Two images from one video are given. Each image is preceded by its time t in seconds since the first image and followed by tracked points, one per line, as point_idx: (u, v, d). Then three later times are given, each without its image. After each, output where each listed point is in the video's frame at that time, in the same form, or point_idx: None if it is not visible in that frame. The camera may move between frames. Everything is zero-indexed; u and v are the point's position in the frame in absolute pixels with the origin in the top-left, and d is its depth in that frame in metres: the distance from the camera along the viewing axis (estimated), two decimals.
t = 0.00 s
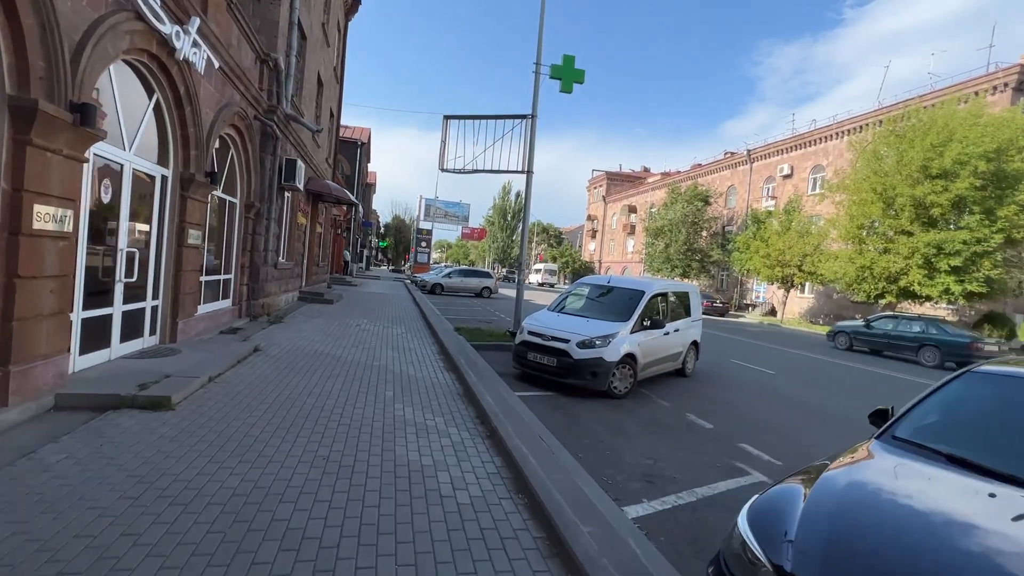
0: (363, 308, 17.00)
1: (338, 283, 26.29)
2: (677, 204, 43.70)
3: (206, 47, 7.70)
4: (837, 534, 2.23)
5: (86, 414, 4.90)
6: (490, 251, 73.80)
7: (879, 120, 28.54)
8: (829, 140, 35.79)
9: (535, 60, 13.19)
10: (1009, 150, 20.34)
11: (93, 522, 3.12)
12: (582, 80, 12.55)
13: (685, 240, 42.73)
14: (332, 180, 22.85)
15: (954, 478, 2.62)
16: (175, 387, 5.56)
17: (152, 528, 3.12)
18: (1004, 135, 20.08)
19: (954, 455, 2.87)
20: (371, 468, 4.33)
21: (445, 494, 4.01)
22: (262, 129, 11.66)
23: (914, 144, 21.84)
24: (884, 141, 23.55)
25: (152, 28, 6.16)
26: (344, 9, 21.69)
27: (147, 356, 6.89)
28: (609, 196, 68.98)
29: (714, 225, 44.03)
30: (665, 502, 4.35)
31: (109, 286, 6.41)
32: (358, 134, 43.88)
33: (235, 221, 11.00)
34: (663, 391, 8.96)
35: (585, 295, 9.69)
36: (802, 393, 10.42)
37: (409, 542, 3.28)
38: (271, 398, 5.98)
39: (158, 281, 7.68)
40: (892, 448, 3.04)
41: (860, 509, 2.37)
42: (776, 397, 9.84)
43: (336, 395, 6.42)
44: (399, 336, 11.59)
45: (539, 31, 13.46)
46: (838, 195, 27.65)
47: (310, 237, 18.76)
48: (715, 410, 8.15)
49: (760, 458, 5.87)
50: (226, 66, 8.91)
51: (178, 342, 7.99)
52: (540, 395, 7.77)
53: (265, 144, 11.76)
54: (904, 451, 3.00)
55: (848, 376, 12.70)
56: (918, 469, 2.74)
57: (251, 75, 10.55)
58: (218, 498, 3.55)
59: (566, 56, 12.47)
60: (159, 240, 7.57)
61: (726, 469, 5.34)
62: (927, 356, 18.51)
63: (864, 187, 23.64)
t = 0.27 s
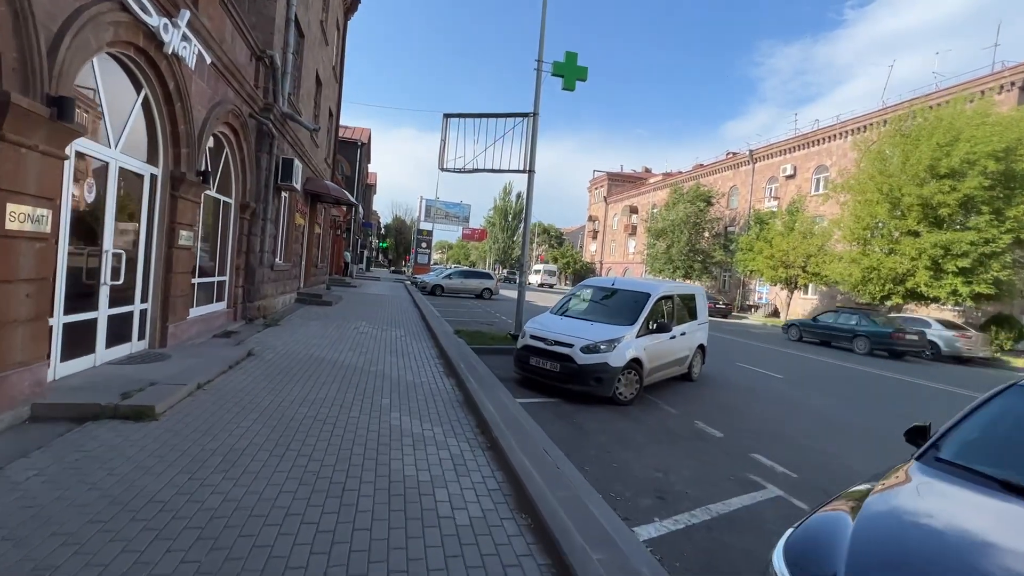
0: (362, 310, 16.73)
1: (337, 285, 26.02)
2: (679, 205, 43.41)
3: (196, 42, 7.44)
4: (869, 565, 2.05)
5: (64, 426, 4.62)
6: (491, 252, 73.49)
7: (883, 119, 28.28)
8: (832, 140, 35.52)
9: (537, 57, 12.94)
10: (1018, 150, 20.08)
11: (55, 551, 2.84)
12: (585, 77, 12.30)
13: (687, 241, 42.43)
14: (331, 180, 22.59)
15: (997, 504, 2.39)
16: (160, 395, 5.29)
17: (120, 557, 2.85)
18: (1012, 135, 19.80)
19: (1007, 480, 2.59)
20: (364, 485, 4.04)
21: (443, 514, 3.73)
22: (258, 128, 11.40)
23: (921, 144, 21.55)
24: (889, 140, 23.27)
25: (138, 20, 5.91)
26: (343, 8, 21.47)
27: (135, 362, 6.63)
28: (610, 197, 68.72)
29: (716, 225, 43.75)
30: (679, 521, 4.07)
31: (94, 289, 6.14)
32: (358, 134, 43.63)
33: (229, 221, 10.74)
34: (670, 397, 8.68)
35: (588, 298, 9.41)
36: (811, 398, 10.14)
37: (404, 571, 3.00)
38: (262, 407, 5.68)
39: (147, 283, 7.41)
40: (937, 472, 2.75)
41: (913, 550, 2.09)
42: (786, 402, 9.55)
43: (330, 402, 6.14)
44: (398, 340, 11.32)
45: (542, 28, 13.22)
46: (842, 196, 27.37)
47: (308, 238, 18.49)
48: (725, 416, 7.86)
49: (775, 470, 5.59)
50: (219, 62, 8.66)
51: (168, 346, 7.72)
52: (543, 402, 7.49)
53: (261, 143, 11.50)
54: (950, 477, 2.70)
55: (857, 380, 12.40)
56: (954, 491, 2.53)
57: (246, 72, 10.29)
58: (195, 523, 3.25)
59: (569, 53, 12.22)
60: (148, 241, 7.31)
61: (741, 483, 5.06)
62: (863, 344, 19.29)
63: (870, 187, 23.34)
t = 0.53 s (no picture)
0: (362, 313, 16.38)
1: (337, 287, 25.65)
2: (682, 206, 43.03)
3: (187, 31, 7.11)
4: None
5: (35, 439, 4.26)
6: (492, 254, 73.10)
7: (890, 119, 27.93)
8: (837, 140, 35.17)
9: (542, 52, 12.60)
10: None
11: None
12: (591, 73, 11.96)
13: (690, 243, 42.03)
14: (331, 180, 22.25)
15: None
16: (141, 405, 4.93)
17: None
18: None
19: None
20: (360, 507, 3.66)
21: (446, 541, 3.36)
22: (254, 125, 11.07)
23: (931, 143, 21.17)
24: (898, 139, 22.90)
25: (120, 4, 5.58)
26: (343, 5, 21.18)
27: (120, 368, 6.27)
28: (611, 198, 68.36)
29: (719, 227, 43.36)
30: (707, 547, 3.70)
31: (75, 292, 5.80)
32: (358, 135, 43.31)
33: (224, 220, 10.39)
34: (682, 403, 8.32)
35: (596, 300, 9.04)
36: (828, 404, 9.77)
37: None
38: (252, 418, 5.29)
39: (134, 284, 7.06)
40: (1021, 505, 2.37)
41: None
42: (802, 408, 9.18)
43: (325, 411, 5.76)
44: (398, 343, 10.96)
45: (546, 23, 12.89)
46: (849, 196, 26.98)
47: (307, 238, 18.14)
48: (741, 424, 7.49)
49: (802, 484, 5.23)
50: (213, 55, 8.32)
51: (157, 351, 7.37)
52: (551, 409, 7.12)
53: (258, 140, 11.16)
54: None
55: (871, 384, 12.03)
56: None
57: (242, 67, 9.97)
58: (167, 555, 2.89)
59: (574, 48, 11.88)
60: (137, 240, 6.97)
61: (768, 500, 4.70)
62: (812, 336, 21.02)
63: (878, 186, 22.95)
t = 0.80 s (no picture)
0: (363, 315, 16.11)
1: (337, 289, 25.36)
2: (686, 207, 42.69)
3: (181, 24, 6.86)
4: None
5: (10, 455, 3.99)
6: (494, 255, 72.76)
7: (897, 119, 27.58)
8: (843, 141, 34.81)
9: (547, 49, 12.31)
10: None
11: None
12: (597, 71, 11.68)
13: (694, 244, 41.67)
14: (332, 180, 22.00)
15: None
16: (126, 418, 4.65)
17: None
18: None
19: None
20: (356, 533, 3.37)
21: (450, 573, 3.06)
22: (253, 124, 10.81)
23: (941, 143, 20.84)
24: (907, 139, 22.55)
25: None
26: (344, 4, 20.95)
27: (108, 375, 6.01)
28: (614, 199, 68.01)
29: (723, 228, 43.03)
30: None
31: (60, 296, 5.54)
32: (360, 136, 43.07)
33: (221, 221, 10.13)
34: (694, 410, 8.02)
35: (604, 304, 8.74)
36: (843, 410, 9.46)
37: None
38: (244, 431, 5.00)
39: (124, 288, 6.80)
40: None
41: None
42: (817, 415, 8.86)
43: (322, 422, 5.47)
44: (399, 347, 10.68)
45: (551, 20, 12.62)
46: (856, 197, 26.64)
47: (307, 240, 17.88)
48: (756, 433, 7.20)
49: (826, 501, 4.93)
50: (209, 51, 8.06)
51: (149, 356, 7.10)
52: (559, 418, 6.82)
53: (256, 139, 10.91)
54: None
55: (885, 389, 11.72)
56: None
57: (240, 64, 9.71)
58: None
59: (580, 45, 11.59)
60: (128, 242, 6.72)
61: (794, 521, 4.42)
62: (757, 328, 25.97)
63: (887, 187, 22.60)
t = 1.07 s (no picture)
0: (362, 319, 15.75)
1: (338, 292, 24.98)
2: (690, 209, 42.26)
3: (167, 13, 6.54)
4: None
5: None
6: (496, 258, 72.34)
7: (906, 118, 27.12)
8: (850, 141, 34.34)
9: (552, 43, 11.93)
10: None
11: None
12: (603, 66, 11.31)
13: (698, 246, 41.22)
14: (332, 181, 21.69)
15: None
16: (99, 431, 4.29)
17: None
18: None
19: None
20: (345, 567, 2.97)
21: None
22: (247, 121, 10.48)
23: (954, 141, 20.37)
24: (917, 138, 22.09)
25: None
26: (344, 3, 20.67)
27: (86, 383, 5.65)
28: (616, 201, 67.64)
29: (728, 229, 42.57)
30: None
31: (33, 300, 5.20)
32: (361, 137, 42.81)
33: (213, 221, 9.79)
34: (709, 418, 7.60)
35: (612, 307, 8.34)
36: (863, 417, 9.03)
37: None
38: (228, 446, 4.60)
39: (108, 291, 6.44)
40: None
41: None
42: (837, 423, 8.44)
43: (312, 434, 5.08)
44: (398, 351, 10.30)
45: (555, 14, 12.25)
46: (865, 197, 26.19)
47: (306, 241, 17.54)
48: (776, 443, 6.78)
49: (862, 523, 4.51)
50: (199, 42, 7.73)
51: (133, 362, 6.73)
52: (567, 428, 6.42)
53: (251, 137, 10.57)
54: None
55: (903, 394, 11.28)
56: None
57: (234, 58, 9.38)
58: None
59: (586, 39, 11.22)
60: (110, 241, 6.36)
61: (829, 545, 4.02)
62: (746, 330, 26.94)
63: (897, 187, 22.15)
